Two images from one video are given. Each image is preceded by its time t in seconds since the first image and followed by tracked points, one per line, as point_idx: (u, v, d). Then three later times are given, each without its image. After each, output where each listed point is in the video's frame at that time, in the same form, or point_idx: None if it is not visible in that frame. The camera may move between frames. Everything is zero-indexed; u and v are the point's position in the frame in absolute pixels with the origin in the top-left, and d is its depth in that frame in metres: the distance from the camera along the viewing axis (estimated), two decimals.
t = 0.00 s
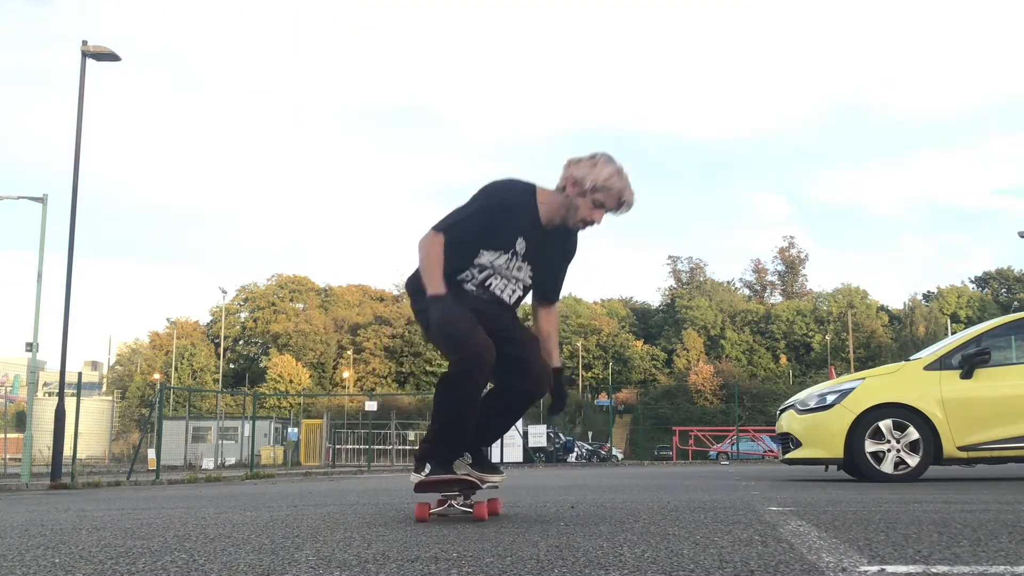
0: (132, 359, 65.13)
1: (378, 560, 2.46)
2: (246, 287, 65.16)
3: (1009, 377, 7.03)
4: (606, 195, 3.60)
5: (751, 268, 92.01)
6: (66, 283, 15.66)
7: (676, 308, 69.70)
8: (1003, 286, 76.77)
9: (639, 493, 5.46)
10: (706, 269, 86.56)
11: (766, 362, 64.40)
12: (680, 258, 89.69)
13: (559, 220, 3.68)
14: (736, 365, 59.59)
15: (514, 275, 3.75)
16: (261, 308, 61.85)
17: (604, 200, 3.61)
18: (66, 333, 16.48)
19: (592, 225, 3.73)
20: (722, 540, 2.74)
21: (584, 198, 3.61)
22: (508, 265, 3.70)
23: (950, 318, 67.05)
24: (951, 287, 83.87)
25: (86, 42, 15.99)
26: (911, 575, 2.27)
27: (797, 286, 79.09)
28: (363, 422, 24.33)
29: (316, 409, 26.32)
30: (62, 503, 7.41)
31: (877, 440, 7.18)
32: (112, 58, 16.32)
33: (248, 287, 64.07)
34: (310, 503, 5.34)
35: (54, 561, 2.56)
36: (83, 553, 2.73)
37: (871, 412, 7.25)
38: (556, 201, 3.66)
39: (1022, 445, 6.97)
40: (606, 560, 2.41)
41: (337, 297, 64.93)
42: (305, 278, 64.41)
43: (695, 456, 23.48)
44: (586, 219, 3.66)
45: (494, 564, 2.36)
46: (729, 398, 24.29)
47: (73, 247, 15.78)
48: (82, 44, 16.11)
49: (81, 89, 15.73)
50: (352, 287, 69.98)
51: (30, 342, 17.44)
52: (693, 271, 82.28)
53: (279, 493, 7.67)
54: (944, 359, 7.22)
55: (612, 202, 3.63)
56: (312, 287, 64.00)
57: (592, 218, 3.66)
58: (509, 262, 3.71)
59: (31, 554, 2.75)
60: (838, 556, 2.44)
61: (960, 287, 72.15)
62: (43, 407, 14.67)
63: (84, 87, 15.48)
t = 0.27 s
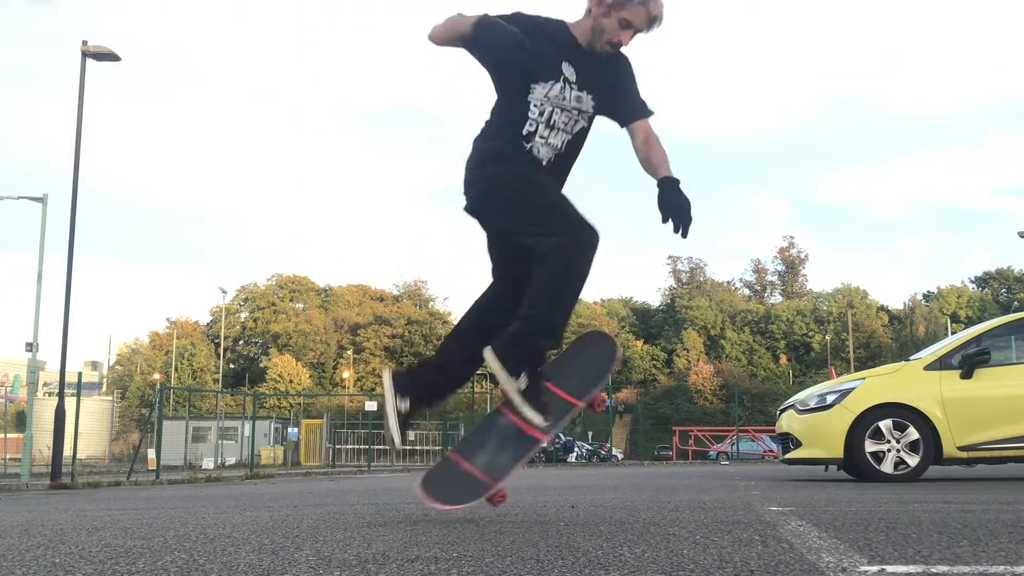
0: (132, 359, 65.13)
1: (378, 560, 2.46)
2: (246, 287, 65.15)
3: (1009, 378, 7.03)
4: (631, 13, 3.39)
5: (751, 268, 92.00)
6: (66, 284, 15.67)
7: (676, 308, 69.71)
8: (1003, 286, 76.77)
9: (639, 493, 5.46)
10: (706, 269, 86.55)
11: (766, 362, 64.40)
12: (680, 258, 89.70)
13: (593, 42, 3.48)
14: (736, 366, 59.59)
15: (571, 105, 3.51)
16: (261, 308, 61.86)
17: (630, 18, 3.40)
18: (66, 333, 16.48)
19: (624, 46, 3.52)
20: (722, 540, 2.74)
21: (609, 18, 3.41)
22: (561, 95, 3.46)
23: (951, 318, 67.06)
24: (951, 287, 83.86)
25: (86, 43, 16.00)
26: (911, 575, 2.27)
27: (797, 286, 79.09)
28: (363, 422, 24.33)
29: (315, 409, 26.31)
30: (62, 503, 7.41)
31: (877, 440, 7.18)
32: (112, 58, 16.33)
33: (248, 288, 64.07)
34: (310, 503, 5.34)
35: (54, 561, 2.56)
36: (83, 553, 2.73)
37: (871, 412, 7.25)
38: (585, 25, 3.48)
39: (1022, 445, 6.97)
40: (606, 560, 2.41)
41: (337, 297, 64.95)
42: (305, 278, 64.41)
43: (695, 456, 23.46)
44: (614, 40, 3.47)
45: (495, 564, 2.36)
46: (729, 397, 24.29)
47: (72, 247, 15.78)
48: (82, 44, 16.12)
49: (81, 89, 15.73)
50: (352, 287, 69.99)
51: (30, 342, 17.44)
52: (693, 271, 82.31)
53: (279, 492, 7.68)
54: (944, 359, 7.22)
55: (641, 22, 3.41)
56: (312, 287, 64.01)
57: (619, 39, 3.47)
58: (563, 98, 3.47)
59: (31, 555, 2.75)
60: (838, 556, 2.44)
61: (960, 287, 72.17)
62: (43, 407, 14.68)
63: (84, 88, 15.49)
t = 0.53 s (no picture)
0: (132, 359, 65.12)
1: (378, 560, 2.46)
2: (246, 287, 65.14)
3: (1008, 378, 7.03)
4: (681, 13, 3.16)
5: (750, 268, 92.03)
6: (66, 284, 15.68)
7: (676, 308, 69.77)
8: (1003, 286, 76.87)
9: (639, 492, 5.46)
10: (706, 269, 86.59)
11: (765, 362, 64.47)
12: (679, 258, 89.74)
13: (641, 45, 3.19)
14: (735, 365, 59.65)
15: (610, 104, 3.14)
16: (261, 308, 61.88)
17: (680, 21, 3.17)
18: (66, 333, 16.48)
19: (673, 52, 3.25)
20: (722, 540, 2.74)
21: (659, 20, 3.17)
22: (607, 90, 3.11)
23: (950, 318, 67.15)
24: (950, 287, 83.90)
25: (86, 42, 16.01)
26: (911, 575, 2.27)
27: (796, 286, 79.16)
28: (363, 422, 24.33)
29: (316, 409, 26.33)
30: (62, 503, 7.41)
31: (877, 440, 7.18)
32: (112, 58, 16.33)
33: (248, 287, 64.04)
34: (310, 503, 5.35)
35: (54, 562, 2.56)
36: (83, 553, 2.73)
37: (871, 412, 7.25)
38: (630, 23, 3.20)
39: (1021, 445, 6.97)
40: (606, 559, 2.41)
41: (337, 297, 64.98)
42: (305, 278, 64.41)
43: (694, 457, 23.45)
44: (664, 44, 3.19)
45: (495, 564, 2.36)
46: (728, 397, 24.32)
47: (72, 247, 15.79)
48: (82, 44, 16.12)
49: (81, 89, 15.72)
50: (352, 287, 69.99)
51: (30, 343, 17.44)
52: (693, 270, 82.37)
53: (279, 492, 7.68)
54: (944, 359, 7.22)
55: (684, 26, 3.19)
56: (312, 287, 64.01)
57: (667, 43, 3.20)
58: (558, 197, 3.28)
59: (31, 555, 2.75)
60: (838, 556, 2.44)
61: (960, 287, 72.27)
62: (43, 407, 14.69)
63: (84, 88, 15.49)
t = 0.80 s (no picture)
0: (132, 359, 65.09)
1: (378, 560, 2.46)
2: (246, 287, 65.15)
3: (1009, 378, 7.03)
4: (766, 40, 3.17)
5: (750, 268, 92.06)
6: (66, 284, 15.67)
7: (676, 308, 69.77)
8: (1003, 286, 76.91)
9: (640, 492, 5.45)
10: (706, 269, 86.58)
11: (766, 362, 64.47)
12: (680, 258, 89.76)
13: (714, 74, 3.23)
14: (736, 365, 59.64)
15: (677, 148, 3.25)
16: (261, 308, 61.89)
17: (764, 45, 3.17)
18: (66, 333, 16.48)
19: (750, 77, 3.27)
20: (722, 540, 2.74)
21: (738, 46, 3.17)
22: (668, 139, 3.20)
23: (951, 318, 67.16)
24: (951, 287, 83.91)
25: (86, 42, 16.01)
26: (911, 575, 2.27)
27: (797, 286, 79.19)
28: (363, 422, 24.32)
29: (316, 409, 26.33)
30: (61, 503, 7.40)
31: (877, 440, 7.18)
32: (112, 58, 16.33)
33: (248, 288, 64.02)
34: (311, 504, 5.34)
35: (55, 562, 2.57)
36: (83, 553, 2.73)
37: (871, 412, 7.25)
38: (703, 52, 3.21)
39: (1022, 445, 6.97)
40: (606, 560, 2.40)
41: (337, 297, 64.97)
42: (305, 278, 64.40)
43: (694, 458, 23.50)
44: (743, 70, 3.22)
45: (494, 563, 2.36)
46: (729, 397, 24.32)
47: (73, 247, 15.78)
48: (82, 44, 16.12)
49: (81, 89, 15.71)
50: (352, 287, 69.98)
51: (29, 342, 17.43)
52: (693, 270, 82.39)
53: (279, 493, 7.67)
54: (944, 359, 7.23)
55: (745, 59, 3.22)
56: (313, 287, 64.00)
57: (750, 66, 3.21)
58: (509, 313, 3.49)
59: (31, 555, 2.75)
60: (838, 556, 2.44)
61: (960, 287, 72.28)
62: (43, 407, 14.67)
63: (84, 87, 15.48)
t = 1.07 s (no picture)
0: (132, 359, 65.10)
1: (378, 560, 2.46)
2: (246, 287, 65.13)
3: (1010, 377, 7.03)
4: None
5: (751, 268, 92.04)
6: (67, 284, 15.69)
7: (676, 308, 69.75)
8: (1003, 286, 76.88)
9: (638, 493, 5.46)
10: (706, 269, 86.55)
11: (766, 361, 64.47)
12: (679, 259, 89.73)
13: None
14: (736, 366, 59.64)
15: (762, 110, 2.98)
16: (261, 308, 61.91)
17: None
18: (66, 333, 16.49)
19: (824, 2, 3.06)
20: (722, 540, 2.74)
21: None
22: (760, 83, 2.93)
23: (951, 318, 67.15)
24: (951, 286, 83.89)
25: (86, 42, 16.02)
26: (912, 574, 2.27)
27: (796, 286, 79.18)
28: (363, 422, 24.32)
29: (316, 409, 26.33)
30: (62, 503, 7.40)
31: (877, 440, 7.18)
32: (112, 58, 16.34)
33: (248, 287, 64.03)
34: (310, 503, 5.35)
35: (54, 561, 2.56)
36: (83, 553, 2.73)
37: (871, 411, 7.25)
38: None
39: (1021, 445, 6.97)
40: (606, 560, 2.40)
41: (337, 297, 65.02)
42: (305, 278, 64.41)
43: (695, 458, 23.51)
44: None
45: (494, 564, 2.36)
46: (729, 397, 24.33)
47: (73, 247, 15.80)
48: (82, 44, 16.13)
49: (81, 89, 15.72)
50: (352, 287, 69.98)
51: (30, 342, 17.44)
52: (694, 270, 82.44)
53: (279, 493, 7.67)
54: (944, 359, 7.23)
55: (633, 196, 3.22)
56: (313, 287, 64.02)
57: None
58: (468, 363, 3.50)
59: (31, 554, 2.75)
60: (838, 557, 2.44)
61: (960, 287, 72.28)
62: (43, 407, 14.68)
63: (84, 88, 15.49)
